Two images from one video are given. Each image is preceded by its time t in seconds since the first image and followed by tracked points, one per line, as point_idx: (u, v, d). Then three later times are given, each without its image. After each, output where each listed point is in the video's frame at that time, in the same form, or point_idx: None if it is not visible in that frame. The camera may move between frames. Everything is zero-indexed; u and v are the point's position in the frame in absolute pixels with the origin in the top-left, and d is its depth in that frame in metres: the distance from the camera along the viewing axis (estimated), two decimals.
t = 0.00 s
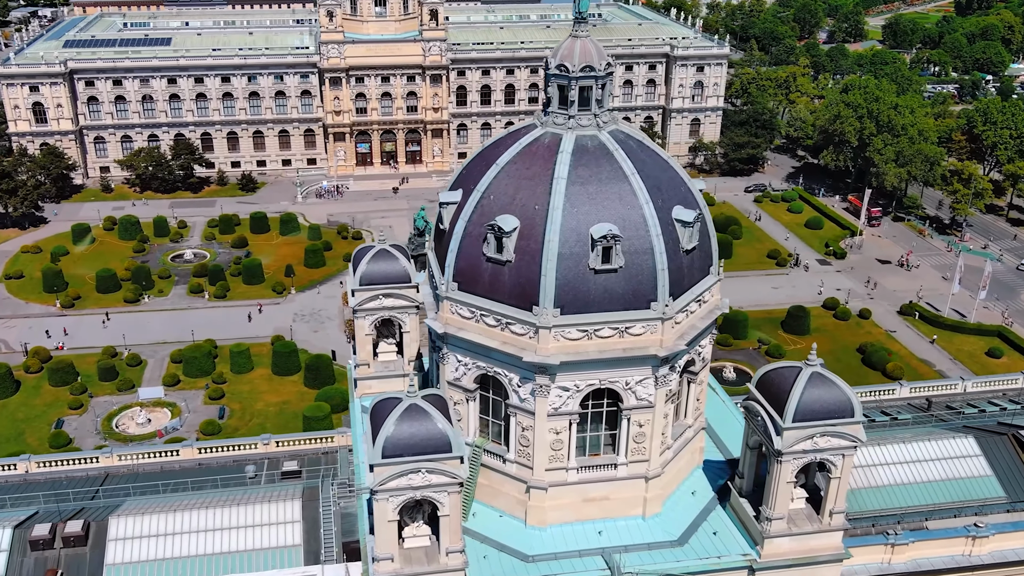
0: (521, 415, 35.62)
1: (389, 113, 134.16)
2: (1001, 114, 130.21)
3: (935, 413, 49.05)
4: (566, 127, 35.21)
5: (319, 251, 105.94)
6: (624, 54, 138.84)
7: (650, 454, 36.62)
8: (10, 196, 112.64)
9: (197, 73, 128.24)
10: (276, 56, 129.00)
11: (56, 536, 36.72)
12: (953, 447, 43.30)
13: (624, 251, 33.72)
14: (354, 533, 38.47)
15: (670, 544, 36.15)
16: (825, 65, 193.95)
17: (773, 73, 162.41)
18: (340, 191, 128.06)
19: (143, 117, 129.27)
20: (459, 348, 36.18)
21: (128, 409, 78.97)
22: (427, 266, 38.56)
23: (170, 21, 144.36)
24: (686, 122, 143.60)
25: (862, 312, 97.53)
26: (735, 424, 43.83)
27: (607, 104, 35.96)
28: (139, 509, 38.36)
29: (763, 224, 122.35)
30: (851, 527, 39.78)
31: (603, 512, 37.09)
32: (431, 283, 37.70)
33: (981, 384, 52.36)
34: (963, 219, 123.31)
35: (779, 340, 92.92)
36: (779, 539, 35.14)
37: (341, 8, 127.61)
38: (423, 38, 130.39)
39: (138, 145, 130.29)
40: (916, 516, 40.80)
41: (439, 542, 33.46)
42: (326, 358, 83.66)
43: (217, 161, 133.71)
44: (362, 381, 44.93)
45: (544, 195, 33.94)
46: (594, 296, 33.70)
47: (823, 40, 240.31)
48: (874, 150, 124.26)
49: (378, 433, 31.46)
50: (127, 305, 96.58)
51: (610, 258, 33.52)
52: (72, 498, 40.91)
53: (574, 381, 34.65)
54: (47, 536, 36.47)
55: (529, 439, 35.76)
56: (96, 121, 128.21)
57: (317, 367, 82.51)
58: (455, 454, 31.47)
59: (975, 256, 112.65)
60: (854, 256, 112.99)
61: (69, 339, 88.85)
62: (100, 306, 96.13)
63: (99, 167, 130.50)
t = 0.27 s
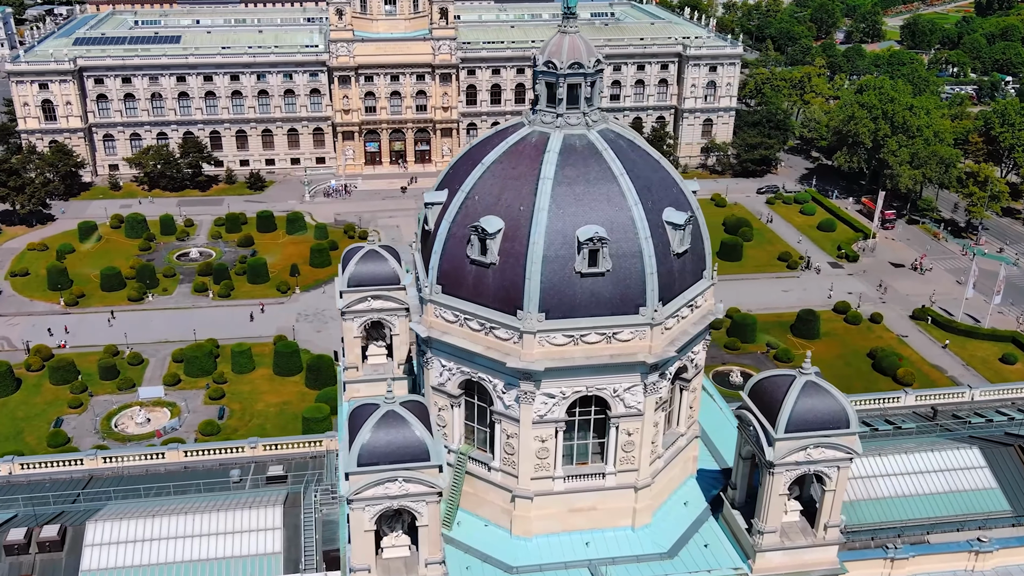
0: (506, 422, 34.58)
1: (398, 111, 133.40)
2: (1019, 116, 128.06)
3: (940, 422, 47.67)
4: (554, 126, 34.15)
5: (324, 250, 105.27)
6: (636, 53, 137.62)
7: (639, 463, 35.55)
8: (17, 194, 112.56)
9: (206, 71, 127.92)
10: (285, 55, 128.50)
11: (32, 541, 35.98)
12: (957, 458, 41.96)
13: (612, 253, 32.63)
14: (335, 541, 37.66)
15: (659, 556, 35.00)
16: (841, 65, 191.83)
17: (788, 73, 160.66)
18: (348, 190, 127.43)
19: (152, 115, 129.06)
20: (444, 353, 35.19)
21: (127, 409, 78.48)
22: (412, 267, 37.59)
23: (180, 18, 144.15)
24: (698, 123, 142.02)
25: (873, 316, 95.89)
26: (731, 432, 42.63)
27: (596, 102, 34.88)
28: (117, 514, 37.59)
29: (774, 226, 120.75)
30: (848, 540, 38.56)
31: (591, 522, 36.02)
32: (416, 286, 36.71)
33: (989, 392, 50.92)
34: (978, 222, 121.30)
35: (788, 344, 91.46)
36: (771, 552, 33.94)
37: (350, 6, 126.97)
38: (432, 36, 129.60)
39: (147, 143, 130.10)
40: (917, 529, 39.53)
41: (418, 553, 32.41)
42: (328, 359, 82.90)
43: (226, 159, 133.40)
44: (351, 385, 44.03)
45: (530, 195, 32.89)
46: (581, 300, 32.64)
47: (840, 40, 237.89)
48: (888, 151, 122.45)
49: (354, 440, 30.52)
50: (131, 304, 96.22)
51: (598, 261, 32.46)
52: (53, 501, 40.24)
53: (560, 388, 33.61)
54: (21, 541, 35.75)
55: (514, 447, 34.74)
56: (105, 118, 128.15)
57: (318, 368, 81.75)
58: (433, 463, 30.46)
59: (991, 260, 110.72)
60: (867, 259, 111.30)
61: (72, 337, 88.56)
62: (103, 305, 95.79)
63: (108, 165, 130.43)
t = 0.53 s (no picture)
0: (488, 429, 33.55)
1: (407, 110, 132.58)
2: None
3: (946, 432, 46.29)
4: (540, 125, 33.15)
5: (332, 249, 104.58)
6: (648, 53, 136.25)
7: (627, 473, 34.46)
8: (24, 191, 112.51)
9: (215, 69, 127.58)
10: (294, 53, 127.95)
11: (6, 546, 35.26)
12: (961, 469, 40.61)
13: (598, 256, 31.55)
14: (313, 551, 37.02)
15: (647, 569, 33.85)
16: (858, 66, 189.60)
17: (803, 73, 158.81)
18: (356, 189, 126.75)
19: (161, 113, 128.89)
20: (426, 358, 34.21)
21: (127, 408, 78.01)
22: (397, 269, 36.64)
23: (191, 17, 143.87)
24: (710, 123, 140.38)
25: (885, 320, 94.21)
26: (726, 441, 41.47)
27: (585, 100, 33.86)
28: (95, 519, 36.84)
29: (786, 228, 119.17)
30: (845, 554, 37.43)
31: (578, 533, 34.93)
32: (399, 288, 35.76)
33: (997, 402, 49.45)
34: (995, 226, 119.25)
35: (797, 348, 90.00)
36: (762, 567, 32.78)
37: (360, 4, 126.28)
38: (442, 35, 128.76)
39: (156, 141, 129.90)
40: (918, 543, 38.28)
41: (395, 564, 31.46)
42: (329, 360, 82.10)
43: (235, 158, 133.03)
44: (338, 388, 43.09)
45: (513, 196, 31.87)
46: (565, 305, 31.59)
47: (857, 40, 235.35)
48: (903, 153, 120.57)
49: (327, 447, 29.61)
50: (134, 302, 95.84)
51: (582, 264, 31.41)
52: (33, 504, 39.58)
53: (545, 395, 32.59)
54: None
55: (497, 455, 33.71)
56: (114, 116, 128.08)
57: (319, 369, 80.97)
58: (409, 472, 29.51)
59: (1006, 265, 108.76)
60: (879, 262, 109.59)
61: (74, 335, 88.25)
62: (108, 303, 95.48)
63: (117, 163, 130.33)
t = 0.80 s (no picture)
0: (470, 437, 32.54)
1: (417, 109, 131.76)
2: None
3: (951, 442, 44.94)
4: (525, 123, 32.12)
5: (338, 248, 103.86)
6: (660, 52, 134.84)
7: (613, 483, 33.39)
8: (32, 188, 112.43)
9: (224, 67, 127.16)
10: (303, 51, 127.39)
11: None
12: (964, 482, 39.30)
13: (582, 259, 30.48)
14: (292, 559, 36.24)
15: None
16: (874, 66, 187.35)
17: (818, 74, 156.91)
18: (364, 189, 126.08)
19: (170, 111, 128.65)
20: (407, 362, 33.24)
21: (126, 407, 77.54)
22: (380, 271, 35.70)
23: (202, 14, 143.53)
24: (723, 123, 138.74)
25: (896, 325, 92.56)
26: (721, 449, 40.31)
27: (572, 98, 32.82)
28: (71, 524, 36.15)
29: (798, 230, 117.55)
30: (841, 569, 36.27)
31: (562, 545, 33.89)
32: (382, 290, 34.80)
33: (1004, 412, 48.04)
34: (1011, 229, 117.21)
35: (806, 352, 88.55)
36: None
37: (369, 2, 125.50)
38: (452, 34, 127.83)
39: (164, 139, 129.69)
40: (918, 558, 37.04)
41: None
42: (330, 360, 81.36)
43: (244, 156, 132.67)
44: (325, 392, 42.24)
45: (495, 196, 30.85)
46: (547, 309, 30.55)
47: (875, 41, 232.78)
48: (917, 155, 118.68)
49: (299, 454, 28.70)
50: (138, 301, 95.47)
51: (566, 267, 30.34)
52: (12, 507, 38.96)
53: (527, 403, 31.57)
54: None
55: (479, 463, 32.73)
56: (123, 114, 127.97)
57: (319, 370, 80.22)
58: (383, 481, 28.58)
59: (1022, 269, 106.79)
60: (892, 266, 107.86)
61: (76, 334, 87.97)
62: (112, 301, 95.17)
63: (126, 161, 130.24)
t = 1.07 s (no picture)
0: (450, 445, 31.54)
1: (426, 108, 130.92)
2: None
3: (955, 453, 43.54)
4: (507, 121, 31.11)
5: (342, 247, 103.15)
6: (672, 52, 133.45)
7: (598, 494, 32.31)
8: (39, 185, 112.34)
9: (233, 66, 126.77)
10: (312, 50, 126.80)
11: None
12: (965, 495, 38.01)
13: (564, 262, 29.44)
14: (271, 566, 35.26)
15: None
16: (891, 67, 185.09)
17: (833, 74, 155.02)
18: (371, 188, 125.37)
19: (179, 109, 128.41)
20: (386, 367, 32.27)
21: (126, 407, 77.06)
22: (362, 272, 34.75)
23: (213, 12, 143.25)
24: (735, 124, 137.09)
25: (908, 329, 90.90)
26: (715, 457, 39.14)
27: (557, 96, 31.79)
28: (45, 529, 35.42)
29: (810, 232, 115.90)
30: None
31: (546, 557, 32.81)
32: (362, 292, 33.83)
33: (1010, 422, 46.60)
34: None
35: (815, 357, 87.07)
36: None
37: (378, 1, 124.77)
38: (462, 33, 126.93)
39: (173, 137, 129.44)
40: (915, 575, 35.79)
41: None
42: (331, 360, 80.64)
43: (252, 155, 132.25)
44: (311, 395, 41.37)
45: (476, 196, 29.82)
46: (528, 314, 29.49)
47: (893, 41, 230.18)
48: (932, 157, 116.80)
49: (268, 461, 27.82)
50: (142, 299, 95.06)
51: (548, 271, 29.28)
52: None
53: (508, 410, 30.52)
54: None
55: (459, 472, 31.72)
56: (132, 112, 127.85)
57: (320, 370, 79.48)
58: (354, 490, 27.60)
59: None
60: (905, 269, 106.09)
61: (79, 332, 87.63)
62: (116, 299, 94.81)
63: (135, 158, 130.09)
